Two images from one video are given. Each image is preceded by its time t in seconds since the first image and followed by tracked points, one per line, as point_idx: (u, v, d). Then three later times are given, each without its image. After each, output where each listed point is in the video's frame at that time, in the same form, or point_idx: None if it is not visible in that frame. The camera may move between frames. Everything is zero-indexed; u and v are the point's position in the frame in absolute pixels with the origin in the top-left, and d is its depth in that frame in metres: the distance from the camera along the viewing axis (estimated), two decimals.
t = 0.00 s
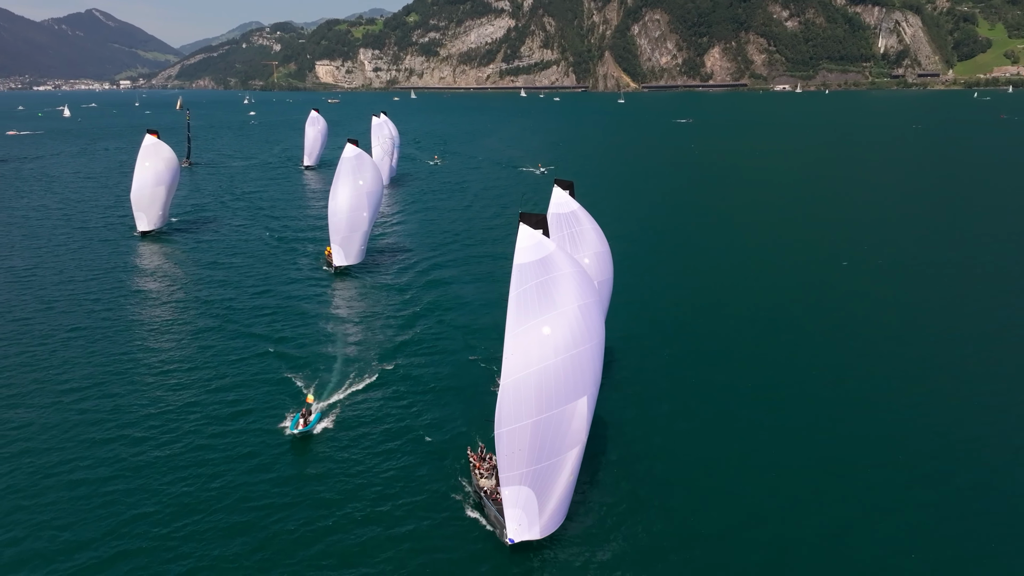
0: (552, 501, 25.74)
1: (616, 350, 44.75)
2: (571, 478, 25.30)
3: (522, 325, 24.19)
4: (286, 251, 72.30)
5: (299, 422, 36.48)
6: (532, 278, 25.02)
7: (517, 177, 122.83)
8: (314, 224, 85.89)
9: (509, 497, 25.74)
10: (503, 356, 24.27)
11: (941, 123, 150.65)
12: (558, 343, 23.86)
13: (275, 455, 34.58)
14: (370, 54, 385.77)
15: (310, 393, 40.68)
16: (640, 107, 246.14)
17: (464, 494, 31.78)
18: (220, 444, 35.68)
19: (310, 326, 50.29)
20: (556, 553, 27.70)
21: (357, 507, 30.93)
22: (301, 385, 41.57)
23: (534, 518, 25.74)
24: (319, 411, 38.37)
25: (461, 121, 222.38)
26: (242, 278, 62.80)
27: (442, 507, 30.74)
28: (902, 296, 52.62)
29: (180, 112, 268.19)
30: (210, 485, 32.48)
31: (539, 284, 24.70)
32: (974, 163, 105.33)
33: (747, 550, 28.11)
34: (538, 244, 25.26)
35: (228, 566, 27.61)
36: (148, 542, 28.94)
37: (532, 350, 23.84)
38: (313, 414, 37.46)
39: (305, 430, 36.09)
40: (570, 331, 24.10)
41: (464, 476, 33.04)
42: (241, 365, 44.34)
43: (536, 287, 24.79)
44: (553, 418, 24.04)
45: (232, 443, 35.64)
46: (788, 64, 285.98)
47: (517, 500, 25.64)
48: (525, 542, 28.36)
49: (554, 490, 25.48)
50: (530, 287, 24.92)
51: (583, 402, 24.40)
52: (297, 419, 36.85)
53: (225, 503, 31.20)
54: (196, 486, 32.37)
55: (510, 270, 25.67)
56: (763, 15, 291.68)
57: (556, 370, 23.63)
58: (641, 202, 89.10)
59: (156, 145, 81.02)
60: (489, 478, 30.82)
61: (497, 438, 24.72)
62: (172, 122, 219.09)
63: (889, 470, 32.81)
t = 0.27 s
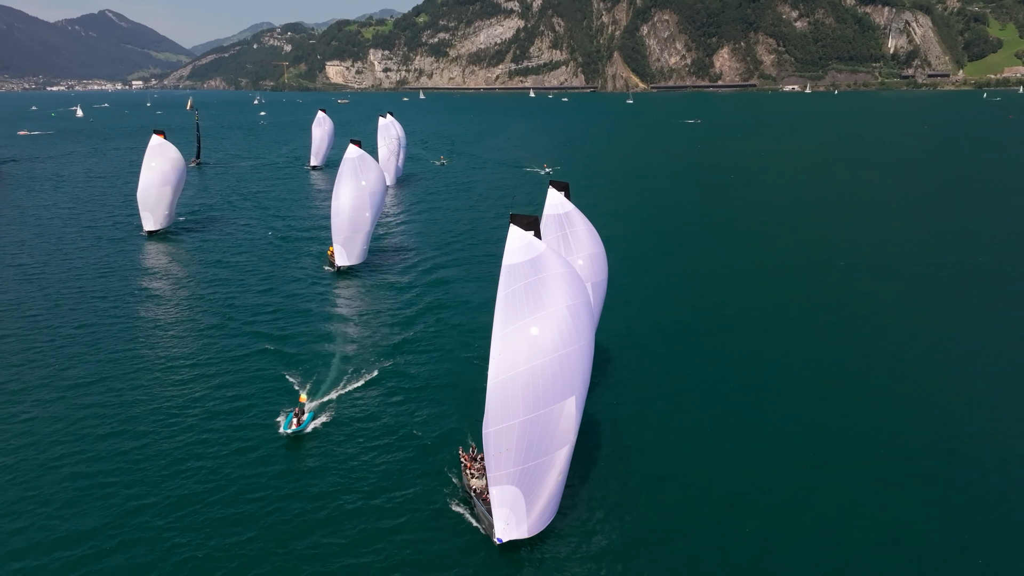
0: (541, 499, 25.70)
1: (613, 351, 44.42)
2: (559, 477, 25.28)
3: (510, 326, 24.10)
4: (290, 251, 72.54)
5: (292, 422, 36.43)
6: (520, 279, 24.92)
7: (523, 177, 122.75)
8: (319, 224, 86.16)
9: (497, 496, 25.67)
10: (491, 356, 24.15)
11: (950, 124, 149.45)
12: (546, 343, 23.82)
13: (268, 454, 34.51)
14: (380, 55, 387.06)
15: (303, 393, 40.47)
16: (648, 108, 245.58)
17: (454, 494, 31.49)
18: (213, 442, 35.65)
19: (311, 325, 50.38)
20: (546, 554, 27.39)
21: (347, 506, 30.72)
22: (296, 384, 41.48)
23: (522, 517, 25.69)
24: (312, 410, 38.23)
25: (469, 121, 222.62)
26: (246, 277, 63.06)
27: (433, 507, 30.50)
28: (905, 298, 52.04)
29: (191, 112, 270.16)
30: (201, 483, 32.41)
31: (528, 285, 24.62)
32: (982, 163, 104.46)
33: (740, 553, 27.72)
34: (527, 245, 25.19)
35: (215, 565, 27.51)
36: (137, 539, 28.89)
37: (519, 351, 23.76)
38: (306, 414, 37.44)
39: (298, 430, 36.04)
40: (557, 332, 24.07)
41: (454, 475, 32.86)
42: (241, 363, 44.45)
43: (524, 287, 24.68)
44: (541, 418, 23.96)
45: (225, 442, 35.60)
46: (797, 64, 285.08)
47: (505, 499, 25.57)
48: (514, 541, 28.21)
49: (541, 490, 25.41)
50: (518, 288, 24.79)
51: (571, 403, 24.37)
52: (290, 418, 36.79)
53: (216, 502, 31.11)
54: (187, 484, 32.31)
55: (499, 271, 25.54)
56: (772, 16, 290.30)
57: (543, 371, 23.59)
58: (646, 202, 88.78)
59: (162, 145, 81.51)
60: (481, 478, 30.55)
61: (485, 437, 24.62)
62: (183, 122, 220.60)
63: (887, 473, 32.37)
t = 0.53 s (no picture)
0: (528, 498, 25.65)
1: (609, 351, 44.13)
2: (546, 476, 25.26)
3: (496, 325, 24.10)
4: (292, 251, 72.63)
5: (284, 420, 36.34)
6: (507, 278, 24.89)
7: (526, 178, 122.67)
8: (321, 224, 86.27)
9: (484, 495, 25.62)
10: (478, 355, 24.14)
11: (958, 125, 148.42)
12: (532, 342, 23.82)
13: (259, 452, 34.41)
14: (388, 55, 388.02)
15: (294, 392, 40.26)
16: (655, 108, 244.88)
17: (443, 494, 31.16)
18: (205, 439, 35.65)
19: (311, 324, 50.37)
20: (533, 554, 27.14)
21: (335, 506, 30.54)
22: (288, 384, 41.30)
23: (509, 516, 25.64)
24: (302, 410, 38.04)
25: (475, 122, 222.63)
26: (248, 277, 63.22)
27: (421, 507, 30.28)
28: (906, 299, 51.56)
29: (200, 113, 271.47)
30: (190, 481, 32.35)
31: (515, 285, 24.61)
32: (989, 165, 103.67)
33: (731, 556, 27.35)
34: (514, 245, 25.16)
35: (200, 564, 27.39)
36: (123, 538, 28.83)
37: (505, 349, 23.75)
38: (298, 413, 37.29)
39: (291, 429, 35.98)
40: (544, 331, 24.09)
41: (444, 474, 32.61)
42: (240, 361, 44.52)
43: (511, 287, 24.66)
44: (527, 417, 23.97)
45: (216, 439, 35.56)
46: (804, 65, 284.05)
47: (492, 498, 25.48)
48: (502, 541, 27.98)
49: (528, 489, 25.37)
50: (505, 288, 24.75)
51: (557, 401, 24.39)
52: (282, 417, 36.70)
53: (204, 500, 31.01)
54: (176, 482, 32.26)
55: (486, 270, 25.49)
56: (779, 16, 289.38)
57: (530, 369, 23.61)
58: (649, 202, 88.51)
59: (167, 145, 82.03)
60: (470, 477, 30.28)
61: (472, 436, 24.60)
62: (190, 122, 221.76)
63: (883, 474, 31.94)
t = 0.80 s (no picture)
0: (515, 496, 25.68)
1: (604, 351, 43.82)
2: (533, 474, 25.31)
3: (483, 324, 24.14)
4: (293, 250, 72.74)
5: (275, 419, 36.21)
6: (493, 278, 24.93)
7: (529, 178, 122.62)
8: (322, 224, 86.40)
9: (471, 493, 25.61)
10: (464, 354, 24.16)
11: (964, 125, 147.56)
12: (518, 341, 23.89)
13: (248, 450, 34.21)
14: (394, 56, 388.97)
15: (284, 391, 40.10)
16: (661, 108, 244.35)
17: (431, 492, 30.91)
18: (198, 436, 35.67)
19: (309, 322, 50.43)
20: (520, 554, 26.78)
21: (323, 503, 30.33)
22: (281, 382, 41.17)
23: (496, 514, 25.64)
24: (293, 408, 37.88)
25: (480, 123, 222.75)
26: (248, 276, 63.41)
27: (410, 505, 29.99)
28: (905, 299, 51.08)
29: (207, 113, 272.72)
30: (182, 476, 32.37)
31: (502, 284, 24.66)
32: (994, 165, 103.06)
33: (720, 555, 27.02)
34: (501, 245, 25.21)
35: (182, 564, 27.07)
36: (107, 536, 28.64)
37: (491, 348, 23.79)
38: (289, 411, 37.13)
39: (282, 427, 35.86)
40: (530, 330, 24.15)
41: (434, 471, 32.43)
42: (237, 359, 44.60)
43: (498, 286, 24.69)
44: (512, 415, 24.02)
45: (205, 438, 35.39)
46: (810, 65, 283.31)
47: (479, 497, 25.48)
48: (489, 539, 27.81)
49: (514, 486, 25.38)
50: (491, 287, 24.79)
51: (543, 400, 24.46)
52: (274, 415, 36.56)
53: (191, 498, 30.86)
54: (164, 480, 32.15)
55: (473, 270, 25.49)
56: (785, 17, 288.69)
57: (516, 368, 23.67)
58: (651, 202, 88.32)
59: (170, 145, 82.52)
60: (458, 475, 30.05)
61: (458, 434, 24.62)
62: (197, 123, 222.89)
63: (877, 475, 31.49)
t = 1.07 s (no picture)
0: (501, 494, 25.77)
1: (599, 350, 43.57)
2: (519, 473, 25.43)
3: (470, 323, 24.25)
4: (294, 250, 72.94)
5: (268, 417, 36.10)
6: (481, 278, 25.06)
7: (532, 178, 122.60)
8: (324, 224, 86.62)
9: (457, 491, 25.68)
10: (451, 354, 24.26)
11: (972, 126, 146.50)
12: (505, 341, 24.01)
13: (240, 447, 34.24)
14: (402, 56, 389.76)
15: (276, 390, 40.00)
16: (668, 108, 243.78)
17: (420, 491, 30.78)
18: (192, 432, 35.75)
19: (308, 320, 50.57)
20: (507, 552, 26.59)
21: (313, 499, 30.32)
22: (274, 381, 41.11)
23: (482, 512, 25.72)
24: (286, 407, 37.78)
25: (487, 123, 222.90)
26: (249, 275, 63.69)
27: (399, 503, 29.86)
28: (905, 300, 50.65)
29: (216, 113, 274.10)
30: (174, 472, 32.46)
31: (488, 284, 24.79)
32: (1000, 166, 102.26)
33: (709, 553, 26.86)
34: (488, 246, 25.35)
35: (168, 560, 27.01)
36: (97, 532, 28.65)
37: (477, 348, 23.90)
38: (281, 410, 36.98)
39: (274, 425, 35.73)
40: (517, 329, 24.27)
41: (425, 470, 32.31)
42: (235, 356, 44.77)
43: (485, 286, 24.81)
44: (499, 414, 24.12)
45: (198, 435, 35.44)
46: (817, 65, 282.13)
47: (465, 495, 25.54)
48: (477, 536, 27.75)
49: (500, 484, 25.50)
50: (479, 287, 24.90)
51: (529, 399, 24.57)
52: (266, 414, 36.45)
53: (181, 495, 30.83)
54: (157, 475, 32.24)
55: (460, 270, 25.62)
56: (792, 17, 287.60)
57: (502, 368, 23.77)
58: (653, 202, 88.14)
59: (173, 145, 82.99)
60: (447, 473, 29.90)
61: (445, 433, 24.71)
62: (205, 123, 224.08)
63: (870, 474, 31.22)
